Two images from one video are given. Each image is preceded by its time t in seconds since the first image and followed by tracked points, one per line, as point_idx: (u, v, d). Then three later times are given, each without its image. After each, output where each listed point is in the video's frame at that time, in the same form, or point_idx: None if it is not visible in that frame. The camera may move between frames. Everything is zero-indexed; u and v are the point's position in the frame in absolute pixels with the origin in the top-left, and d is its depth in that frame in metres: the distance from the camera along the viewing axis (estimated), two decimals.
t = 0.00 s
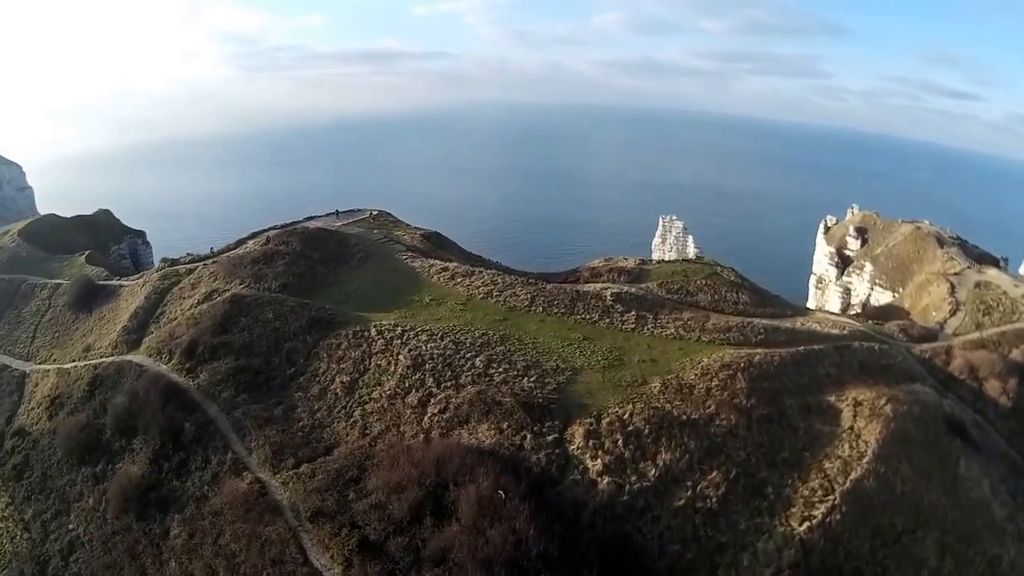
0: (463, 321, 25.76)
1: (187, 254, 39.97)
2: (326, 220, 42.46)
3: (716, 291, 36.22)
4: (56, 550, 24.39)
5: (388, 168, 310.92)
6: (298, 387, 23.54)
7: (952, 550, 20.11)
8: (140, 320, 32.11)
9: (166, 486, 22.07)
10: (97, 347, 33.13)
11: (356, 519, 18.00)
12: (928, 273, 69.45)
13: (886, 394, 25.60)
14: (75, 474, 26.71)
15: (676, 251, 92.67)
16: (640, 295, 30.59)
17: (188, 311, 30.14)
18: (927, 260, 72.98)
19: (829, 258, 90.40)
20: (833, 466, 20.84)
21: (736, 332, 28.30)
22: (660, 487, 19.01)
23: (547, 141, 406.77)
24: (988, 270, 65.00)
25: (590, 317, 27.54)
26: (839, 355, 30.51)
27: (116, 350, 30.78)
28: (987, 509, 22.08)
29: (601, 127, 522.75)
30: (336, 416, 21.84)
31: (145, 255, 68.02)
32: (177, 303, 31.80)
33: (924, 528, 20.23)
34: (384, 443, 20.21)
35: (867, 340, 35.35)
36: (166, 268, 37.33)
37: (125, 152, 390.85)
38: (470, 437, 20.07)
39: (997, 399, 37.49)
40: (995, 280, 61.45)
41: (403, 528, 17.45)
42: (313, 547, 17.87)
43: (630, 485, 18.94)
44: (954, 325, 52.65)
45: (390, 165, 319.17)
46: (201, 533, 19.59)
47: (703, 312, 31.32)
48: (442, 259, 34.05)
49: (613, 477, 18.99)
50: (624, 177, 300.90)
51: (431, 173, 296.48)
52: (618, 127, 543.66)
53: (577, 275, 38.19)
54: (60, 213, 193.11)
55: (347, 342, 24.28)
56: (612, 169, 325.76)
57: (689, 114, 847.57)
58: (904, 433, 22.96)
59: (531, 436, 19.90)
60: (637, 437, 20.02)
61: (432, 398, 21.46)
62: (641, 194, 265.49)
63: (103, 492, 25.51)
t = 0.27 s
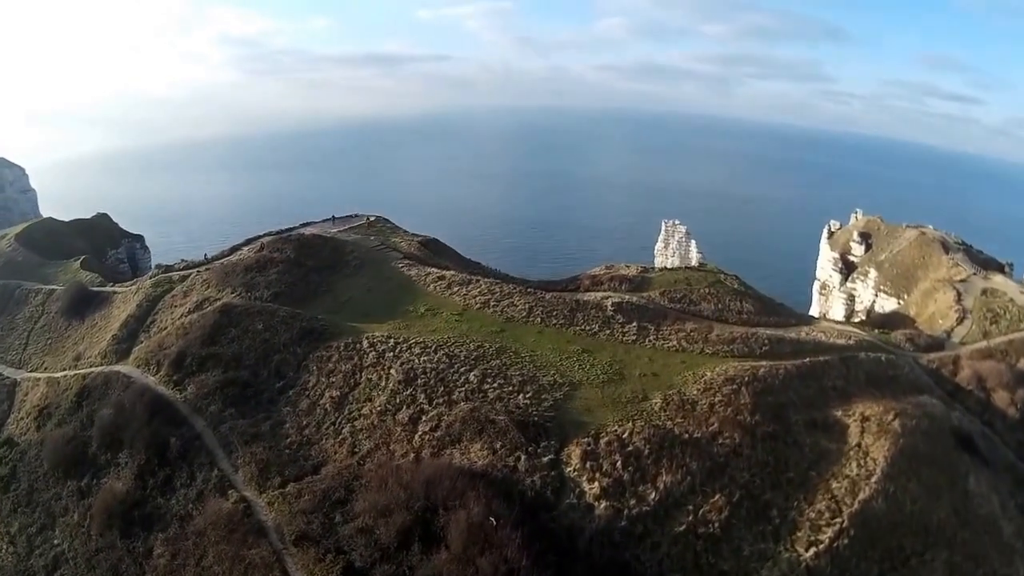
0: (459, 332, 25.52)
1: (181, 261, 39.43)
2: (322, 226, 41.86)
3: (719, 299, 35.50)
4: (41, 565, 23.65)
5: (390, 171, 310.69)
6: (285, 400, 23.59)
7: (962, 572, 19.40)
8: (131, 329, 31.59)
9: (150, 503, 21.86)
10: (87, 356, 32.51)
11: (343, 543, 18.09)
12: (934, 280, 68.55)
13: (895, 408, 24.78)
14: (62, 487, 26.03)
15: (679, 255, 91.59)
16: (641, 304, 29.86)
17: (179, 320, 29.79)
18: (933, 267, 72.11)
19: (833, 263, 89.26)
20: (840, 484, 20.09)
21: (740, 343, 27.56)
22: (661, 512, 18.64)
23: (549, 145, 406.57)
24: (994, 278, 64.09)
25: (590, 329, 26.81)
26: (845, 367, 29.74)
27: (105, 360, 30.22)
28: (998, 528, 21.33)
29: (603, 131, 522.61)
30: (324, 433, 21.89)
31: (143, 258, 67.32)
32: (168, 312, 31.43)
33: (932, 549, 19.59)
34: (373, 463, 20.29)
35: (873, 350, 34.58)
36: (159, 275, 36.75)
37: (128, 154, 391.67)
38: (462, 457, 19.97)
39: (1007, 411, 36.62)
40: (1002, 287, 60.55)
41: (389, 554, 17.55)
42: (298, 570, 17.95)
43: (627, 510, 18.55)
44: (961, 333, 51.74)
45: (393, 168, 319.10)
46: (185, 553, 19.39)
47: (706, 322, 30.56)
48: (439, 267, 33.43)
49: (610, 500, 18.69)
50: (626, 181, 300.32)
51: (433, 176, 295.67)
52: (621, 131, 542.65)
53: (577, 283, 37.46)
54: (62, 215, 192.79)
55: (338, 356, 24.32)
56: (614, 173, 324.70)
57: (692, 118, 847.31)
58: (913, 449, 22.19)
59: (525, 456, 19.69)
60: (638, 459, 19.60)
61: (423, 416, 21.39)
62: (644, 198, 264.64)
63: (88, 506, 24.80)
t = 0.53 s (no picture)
0: (452, 344, 25.55)
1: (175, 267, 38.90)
2: (319, 232, 41.30)
3: (722, 308, 34.83)
4: None
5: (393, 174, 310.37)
6: (272, 414, 23.84)
7: None
8: (121, 338, 31.11)
9: (134, 521, 21.89)
10: (77, 365, 31.91)
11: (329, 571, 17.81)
12: (939, 286, 67.71)
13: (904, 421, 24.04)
14: (47, 501, 25.33)
15: (682, 260, 90.57)
16: (642, 312, 29.20)
17: (168, 329, 29.87)
18: (938, 273, 71.30)
19: (837, 269, 88.20)
20: (847, 505, 19.47)
21: (744, 355, 26.89)
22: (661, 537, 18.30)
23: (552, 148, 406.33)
24: (1001, 284, 63.22)
25: (590, 340, 26.28)
26: (851, 378, 29.06)
27: (93, 371, 29.71)
28: (1006, 545, 20.89)
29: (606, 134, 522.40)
30: (312, 450, 22.12)
31: (141, 263, 66.63)
32: (158, 321, 31.11)
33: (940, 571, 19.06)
34: (361, 482, 20.34)
35: (880, 360, 33.82)
36: (152, 282, 36.20)
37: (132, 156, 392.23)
38: (454, 478, 19.88)
39: (1016, 423, 35.78)
40: (1009, 294, 59.70)
41: None
42: None
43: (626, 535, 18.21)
44: (967, 341, 50.91)
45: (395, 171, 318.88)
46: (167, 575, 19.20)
47: (709, 332, 29.87)
48: (437, 275, 32.85)
49: (608, 526, 18.35)
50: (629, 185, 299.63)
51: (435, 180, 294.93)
52: (623, 134, 541.80)
53: (578, 291, 36.77)
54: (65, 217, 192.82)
55: (328, 370, 24.73)
56: (616, 176, 323.64)
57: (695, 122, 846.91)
58: (923, 466, 21.49)
59: (520, 478, 19.48)
60: (637, 483, 19.29)
61: (414, 435, 21.47)
62: (647, 201, 263.73)
63: (74, 521, 24.09)
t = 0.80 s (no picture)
0: (447, 356, 25.11)
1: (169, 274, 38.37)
2: (314, 238, 40.67)
3: (725, 317, 34.09)
4: None
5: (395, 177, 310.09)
6: (258, 428, 23.65)
7: None
8: (110, 347, 30.59)
9: (117, 538, 21.67)
10: (66, 374, 31.31)
11: None
12: (945, 293, 66.80)
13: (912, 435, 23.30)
14: (33, 514, 24.59)
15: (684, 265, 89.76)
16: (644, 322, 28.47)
17: (159, 338, 29.68)
18: (943, 279, 70.39)
19: (840, 274, 87.24)
20: (852, 528, 18.86)
21: (749, 367, 26.15)
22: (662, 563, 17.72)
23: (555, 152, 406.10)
24: (1008, 291, 62.27)
25: (590, 353, 25.69)
26: (858, 391, 28.31)
27: (81, 381, 29.21)
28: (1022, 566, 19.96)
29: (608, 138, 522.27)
30: (299, 467, 21.72)
31: (138, 268, 66.04)
32: (148, 331, 30.78)
33: None
34: (348, 503, 19.89)
35: (887, 371, 33.01)
36: (144, 289, 35.66)
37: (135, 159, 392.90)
38: (444, 501, 19.40)
39: None
40: (1017, 301, 58.77)
41: None
42: None
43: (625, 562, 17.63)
44: (975, 350, 49.99)
45: (398, 174, 318.70)
46: None
47: (713, 343, 29.14)
48: (433, 283, 32.21)
49: (605, 554, 17.71)
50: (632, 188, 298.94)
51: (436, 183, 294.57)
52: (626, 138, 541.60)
53: (578, 300, 36.06)
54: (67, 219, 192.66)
55: (317, 383, 24.31)
56: (618, 180, 322.92)
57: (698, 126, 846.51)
58: (932, 482, 20.74)
59: (513, 501, 18.97)
60: (634, 506, 18.68)
61: (405, 453, 20.99)
62: (650, 205, 262.91)
63: (58, 537, 23.38)
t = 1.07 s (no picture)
0: (441, 370, 25.11)
1: (162, 282, 37.87)
2: (310, 245, 40.05)
3: (728, 326, 33.36)
4: None
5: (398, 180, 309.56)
6: (247, 445, 23.91)
7: None
8: (100, 358, 30.11)
9: (102, 556, 21.72)
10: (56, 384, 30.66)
11: None
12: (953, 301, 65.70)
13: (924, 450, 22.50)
14: (18, 529, 23.96)
15: (687, 270, 88.74)
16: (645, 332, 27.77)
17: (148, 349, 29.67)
18: (950, 286, 69.31)
19: (846, 280, 86.13)
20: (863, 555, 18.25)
21: (754, 379, 25.45)
22: None
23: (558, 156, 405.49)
24: (1017, 299, 61.17)
25: (591, 366, 25.28)
26: (866, 405, 27.54)
27: (70, 392, 28.71)
28: None
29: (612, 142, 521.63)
30: (286, 487, 22.03)
31: (135, 273, 65.31)
32: (138, 342, 30.42)
33: None
34: (333, 527, 20.14)
35: (895, 382, 32.19)
36: (137, 297, 35.15)
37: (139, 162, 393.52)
38: (434, 525, 19.37)
39: None
40: None
41: None
42: None
43: None
44: (984, 360, 48.98)
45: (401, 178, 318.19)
46: None
47: (717, 354, 28.45)
48: (430, 292, 31.66)
49: None
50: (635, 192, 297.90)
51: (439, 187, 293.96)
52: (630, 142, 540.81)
53: (578, 309, 35.32)
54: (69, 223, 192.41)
55: (308, 399, 24.51)
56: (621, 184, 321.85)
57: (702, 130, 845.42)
58: (943, 502, 19.97)
59: (505, 527, 18.82)
60: (635, 534, 18.42)
61: (394, 474, 21.13)
62: (653, 209, 261.71)
63: (43, 553, 22.69)
